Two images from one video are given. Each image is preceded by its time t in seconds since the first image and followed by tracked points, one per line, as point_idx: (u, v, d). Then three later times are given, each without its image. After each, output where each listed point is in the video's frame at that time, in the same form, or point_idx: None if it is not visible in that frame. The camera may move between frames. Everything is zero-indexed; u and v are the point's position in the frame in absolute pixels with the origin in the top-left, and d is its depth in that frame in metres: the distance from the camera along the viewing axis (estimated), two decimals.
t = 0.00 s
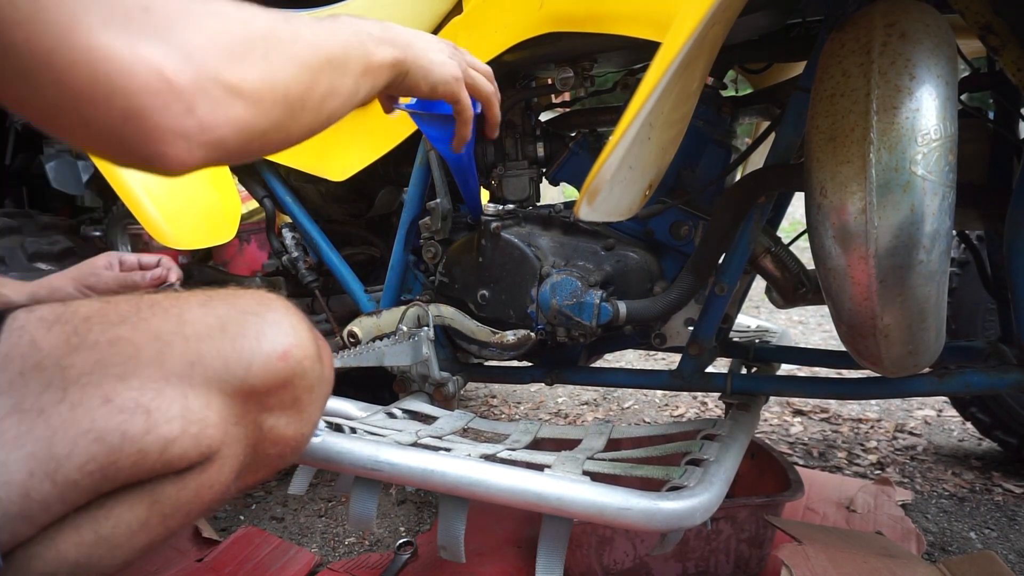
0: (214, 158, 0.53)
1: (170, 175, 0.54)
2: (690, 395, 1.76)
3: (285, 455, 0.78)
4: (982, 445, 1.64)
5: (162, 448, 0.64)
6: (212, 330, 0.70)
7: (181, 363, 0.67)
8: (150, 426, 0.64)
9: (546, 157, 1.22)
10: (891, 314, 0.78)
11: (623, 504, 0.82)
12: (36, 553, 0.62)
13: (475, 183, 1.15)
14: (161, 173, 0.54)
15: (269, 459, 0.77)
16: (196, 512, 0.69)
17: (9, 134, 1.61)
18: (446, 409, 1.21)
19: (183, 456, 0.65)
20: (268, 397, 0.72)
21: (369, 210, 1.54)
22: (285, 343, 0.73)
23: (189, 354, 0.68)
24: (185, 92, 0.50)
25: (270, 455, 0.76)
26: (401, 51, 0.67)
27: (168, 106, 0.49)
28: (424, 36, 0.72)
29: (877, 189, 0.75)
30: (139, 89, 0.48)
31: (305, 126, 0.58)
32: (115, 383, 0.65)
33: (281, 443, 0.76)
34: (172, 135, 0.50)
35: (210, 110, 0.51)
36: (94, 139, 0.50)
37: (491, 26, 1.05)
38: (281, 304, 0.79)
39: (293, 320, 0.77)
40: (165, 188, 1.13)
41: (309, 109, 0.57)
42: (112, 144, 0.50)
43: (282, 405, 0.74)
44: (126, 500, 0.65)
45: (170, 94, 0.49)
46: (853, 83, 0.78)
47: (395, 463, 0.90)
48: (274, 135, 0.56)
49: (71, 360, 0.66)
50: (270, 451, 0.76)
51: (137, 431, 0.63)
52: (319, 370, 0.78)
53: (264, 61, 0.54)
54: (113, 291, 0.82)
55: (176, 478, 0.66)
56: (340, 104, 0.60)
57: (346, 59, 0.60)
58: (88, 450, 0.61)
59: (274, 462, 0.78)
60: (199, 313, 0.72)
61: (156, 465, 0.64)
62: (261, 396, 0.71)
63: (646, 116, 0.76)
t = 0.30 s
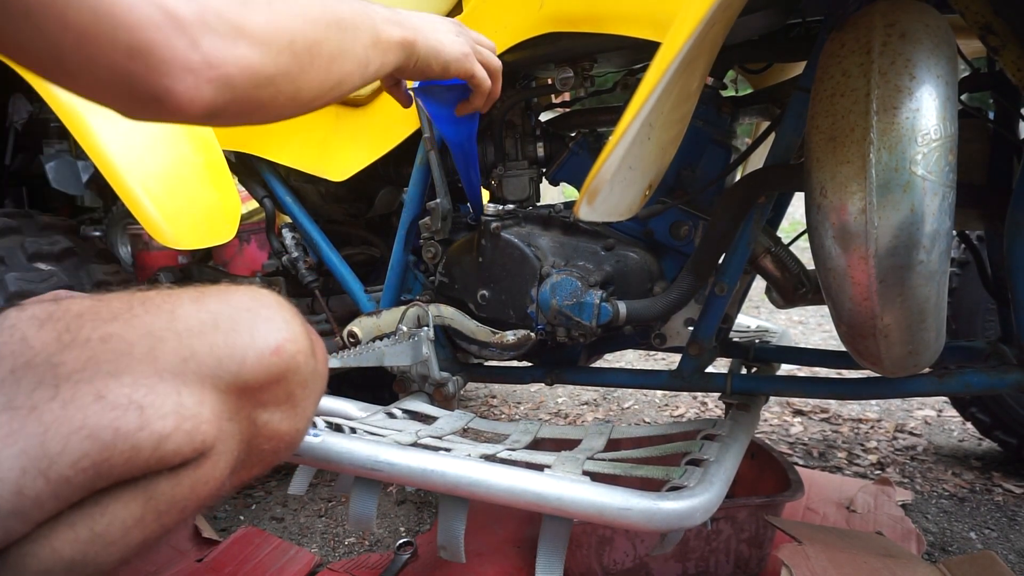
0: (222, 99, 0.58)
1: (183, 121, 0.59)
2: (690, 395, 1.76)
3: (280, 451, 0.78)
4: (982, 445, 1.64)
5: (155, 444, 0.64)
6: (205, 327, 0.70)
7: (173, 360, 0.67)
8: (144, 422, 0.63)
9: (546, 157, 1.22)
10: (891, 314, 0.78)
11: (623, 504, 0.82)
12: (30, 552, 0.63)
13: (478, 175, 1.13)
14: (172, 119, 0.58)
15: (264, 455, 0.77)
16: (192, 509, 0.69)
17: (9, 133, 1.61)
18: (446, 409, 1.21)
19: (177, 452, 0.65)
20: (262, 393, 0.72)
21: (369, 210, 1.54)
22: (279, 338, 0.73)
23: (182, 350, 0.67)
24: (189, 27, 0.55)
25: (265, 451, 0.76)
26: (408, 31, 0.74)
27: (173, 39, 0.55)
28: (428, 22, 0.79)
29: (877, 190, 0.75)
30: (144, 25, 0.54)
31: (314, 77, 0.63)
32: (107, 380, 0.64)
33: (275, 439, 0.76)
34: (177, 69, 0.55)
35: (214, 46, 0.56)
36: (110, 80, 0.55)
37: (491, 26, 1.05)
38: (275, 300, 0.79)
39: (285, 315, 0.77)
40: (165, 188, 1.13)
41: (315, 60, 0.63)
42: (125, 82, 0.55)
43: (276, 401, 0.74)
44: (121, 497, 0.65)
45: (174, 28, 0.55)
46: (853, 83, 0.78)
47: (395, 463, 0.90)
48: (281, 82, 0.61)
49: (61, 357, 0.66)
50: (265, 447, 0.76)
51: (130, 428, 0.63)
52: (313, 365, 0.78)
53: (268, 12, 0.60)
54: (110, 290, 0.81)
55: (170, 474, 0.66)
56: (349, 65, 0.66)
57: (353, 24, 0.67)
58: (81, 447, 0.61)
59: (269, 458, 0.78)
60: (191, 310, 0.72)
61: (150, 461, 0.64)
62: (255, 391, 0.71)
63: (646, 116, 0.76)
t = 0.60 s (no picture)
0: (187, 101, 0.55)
1: (144, 125, 0.55)
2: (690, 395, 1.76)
3: (276, 449, 0.78)
4: (982, 445, 1.64)
5: (152, 442, 0.64)
6: (201, 325, 0.70)
7: (169, 358, 0.67)
8: (140, 420, 0.63)
9: (546, 157, 1.22)
10: (891, 314, 0.78)
11: (623, 505, 0.82)
12: (28, 550, 0.62)
13: (476, 183, 1.15)
14: (133, 123, 0.55)
15: (261, 453, 0.77)
16: (189, 508, 0.69)
17: (9, 134, 1.61)
18: (446, 409, 1.21)
19: (173, 449, 0.65)
20: (259, 391, 0.72)
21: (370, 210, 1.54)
22: (275, 336, 0.73)
23: (176, 348, 0.67)
24: (151, 23, 0.52)
25: (263, 448, 0.76)
26: (409, 52, 0.73)
27: (134, 34, 0.51)
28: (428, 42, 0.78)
29: (877, 190, 0.75)
30: (101, 18, 0.50)
31: (296, 88, 0.61)
32: (103, 378, 0.64)
33: (273, 437, 0.76)
34: (138, 66, 0.52)
35: (178, 44, 0.53)
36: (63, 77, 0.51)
37: (492, 26, 1.05)
38: (272, 298, 0.79)
39: (280, 313, 0.77)
40: (165, 188, 1.13)
41: (298, 71, 0.61)
42: (80, 79, 0.51)
43: (273, 399, 0.74)
44: (117, 495, 0.65)
45: (136, 23, 0.52)
46: (852, 83, 0.78)
47: (395, 463, 0.90)
48: (258, 90, 0.59)
49: (57, 356, 0.65)
50: (262, 445, 0.76)
51: (126, 426, 0.63)
52: (310, 363, 0.78)
53: (245, 16, 0.58)
54: (108, 289, 0.81)
55: (168, 472, 0.66)
56: (339, 79, 0.65)
57: (345, 38, 0.66)
58: (76, 445, 0.61)
59: (266, 456, 0.78)
60: (186, 308, 0.72)
61: (146, 459, 0.64)
62: (252, 389, 0.72)
63: (646, 116, 0.76)
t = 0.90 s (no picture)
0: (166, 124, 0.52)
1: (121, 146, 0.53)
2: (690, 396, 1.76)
3: (276, 450, 0.78)
4: (982, 445, 1.64)
5: (152, 442, 0.64)
6: (202, 326, 0.70)
7: (170, 358, 0.67)
8: (140, 421, 0.63)
9: (546, 157, 1.22)
10: (891, 314, 0.78)
11: (623, 505, 0.82)
12: (28, 550, 0.62)
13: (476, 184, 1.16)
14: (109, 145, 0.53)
15: (261, 454, 0.77)
16: (189, 508, 0.69)
17: (9, 133, 1.60)
18: (446, 409, 1.21)
19: (173, 450, 0.65)
20: (259, 392, 0.72)
21: (369, 210, 1.54)
22: (275, 337, 0.73)
23: (177, 349, 0.67)
24: (128, 45, 0.49)
25: (263, 449, 0.76)
26: (407, 70, 0.70)
27: (109, 57, 0.49)
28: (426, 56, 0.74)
29: (877, 190, 0.75)
30: (77, 39, 0.48)
31: (282, 110, 0.58)
32: (103, 378, 0.64)
33: (273, 437, 0.76)
34: (113, 90, 0.49)
35: (156, 67, 0.50)
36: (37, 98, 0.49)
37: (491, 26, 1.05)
38: (272, 299, 0.79)
39: (280, 313, 0.77)
40: (165, 188, 1.13)
41: (284, 92, 0.58)
42: (54, 100, 0.49)
43: (274, 399, 0.74)
44: (118, 495, 0.65)
45: (112, 45, 0.49)
46: (852, 83, 0.78)
47: (395, 463, 0.89)
48: (240, 112, 0.56)
49: (57, 356, 0.65)
50: (262, 445, 0.76)
51: (127, 426, 0.63)
52: (310, 364, 0.78)
53: (231, 35, 0.55)
54: (107, 290, 0.81)
55: (168, 472, 0.66)
56: (331, 100, 0.61)
57: (339, 57, 0.62)
58: (77, 445, 0.61)
59: (266, 457, 0.78)
60: (187, 309, 0.72)
61: (147, 459, 0.64)
62: (252, 390, 0.72)
63: (646, 116, 0.76)
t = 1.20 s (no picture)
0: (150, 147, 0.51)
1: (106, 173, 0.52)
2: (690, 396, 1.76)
3: (278, 451, 0.78)
4: (982, 445, 1.64)
5: (153, 444, 0.64)
6: (204, 328, 0.70)
7: (172, 359, 0.67)
8: (142, 422, 0.64)
9: (546, 157, 1.22)
10: (891, 314, 0.78)
11: (623, 505, 0.82)
12: (30, 550, 0.62)
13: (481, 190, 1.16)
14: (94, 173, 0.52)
15: (262, 455, 0.77)
16: (191, 509, 0.69)
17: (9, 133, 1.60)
18: (446, 409, 1.21)
19: (175, 451, 0.65)
20: (260, 393, 0.72)
21: (369, 210, 1.54)
22: (277, 338, 0.73)
23: (179, 350, 0.68)
24: (115, 75, 0.48)
25: (264, 450, 0.76)
26: (413, 99, 0.67)
27: (95, 87, 0.48)
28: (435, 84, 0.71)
29: (877, 190, 0.75)
30: (62, 68, 0.47)
31: (274, 140, 0.57)
32: (105, 379, 0.64)
33: (274, 439, 0.76)
34: (96, 120, 0.48)
35: (143, 98, 0.50)
36: (18, 127, 0.48)
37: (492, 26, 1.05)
38: (274, 300, 0.79)
39: (281, 315, 0.77)
40: (165, 188, 1.13)
41: (276, 123, 0.56)
42: (39, 130, 0.48)
43: (275, 400, 0.74)
44: (119, 496, 0.65)
45: (98, 74, 0.48)
46: (852, 83, 0.78)
47: (395, 463, 0.90)
48: (228, 143, 0.55)
49: (59, 357, 0.65)
50: (263, 447, 0.76)
51: (129, 427, 0.63)
52: (311, 366, 0.78)
53: (223, 65, 0.54)
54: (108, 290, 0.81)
55: (169, 473, 0.66)
56: (325, 131, 0.59)
57: (338, 87, 0.60)
58: (79, 446, 0.61)
59: (268, 457, 0.78)
60: (189, 310, 0.72)
61: (148, 460, 0.64)
62: (254, 391, 0.72)
63: (646, 116, 0.76)
